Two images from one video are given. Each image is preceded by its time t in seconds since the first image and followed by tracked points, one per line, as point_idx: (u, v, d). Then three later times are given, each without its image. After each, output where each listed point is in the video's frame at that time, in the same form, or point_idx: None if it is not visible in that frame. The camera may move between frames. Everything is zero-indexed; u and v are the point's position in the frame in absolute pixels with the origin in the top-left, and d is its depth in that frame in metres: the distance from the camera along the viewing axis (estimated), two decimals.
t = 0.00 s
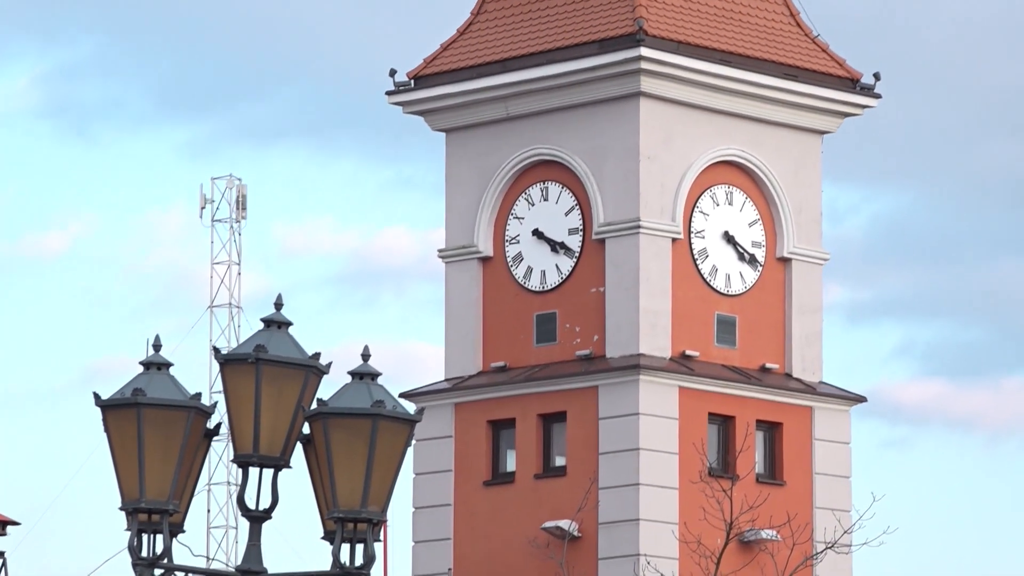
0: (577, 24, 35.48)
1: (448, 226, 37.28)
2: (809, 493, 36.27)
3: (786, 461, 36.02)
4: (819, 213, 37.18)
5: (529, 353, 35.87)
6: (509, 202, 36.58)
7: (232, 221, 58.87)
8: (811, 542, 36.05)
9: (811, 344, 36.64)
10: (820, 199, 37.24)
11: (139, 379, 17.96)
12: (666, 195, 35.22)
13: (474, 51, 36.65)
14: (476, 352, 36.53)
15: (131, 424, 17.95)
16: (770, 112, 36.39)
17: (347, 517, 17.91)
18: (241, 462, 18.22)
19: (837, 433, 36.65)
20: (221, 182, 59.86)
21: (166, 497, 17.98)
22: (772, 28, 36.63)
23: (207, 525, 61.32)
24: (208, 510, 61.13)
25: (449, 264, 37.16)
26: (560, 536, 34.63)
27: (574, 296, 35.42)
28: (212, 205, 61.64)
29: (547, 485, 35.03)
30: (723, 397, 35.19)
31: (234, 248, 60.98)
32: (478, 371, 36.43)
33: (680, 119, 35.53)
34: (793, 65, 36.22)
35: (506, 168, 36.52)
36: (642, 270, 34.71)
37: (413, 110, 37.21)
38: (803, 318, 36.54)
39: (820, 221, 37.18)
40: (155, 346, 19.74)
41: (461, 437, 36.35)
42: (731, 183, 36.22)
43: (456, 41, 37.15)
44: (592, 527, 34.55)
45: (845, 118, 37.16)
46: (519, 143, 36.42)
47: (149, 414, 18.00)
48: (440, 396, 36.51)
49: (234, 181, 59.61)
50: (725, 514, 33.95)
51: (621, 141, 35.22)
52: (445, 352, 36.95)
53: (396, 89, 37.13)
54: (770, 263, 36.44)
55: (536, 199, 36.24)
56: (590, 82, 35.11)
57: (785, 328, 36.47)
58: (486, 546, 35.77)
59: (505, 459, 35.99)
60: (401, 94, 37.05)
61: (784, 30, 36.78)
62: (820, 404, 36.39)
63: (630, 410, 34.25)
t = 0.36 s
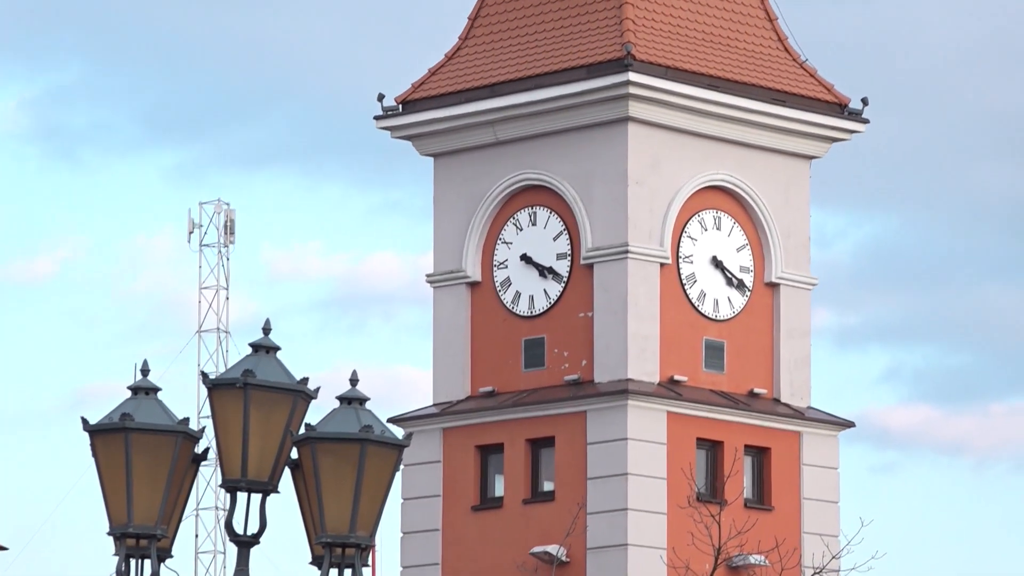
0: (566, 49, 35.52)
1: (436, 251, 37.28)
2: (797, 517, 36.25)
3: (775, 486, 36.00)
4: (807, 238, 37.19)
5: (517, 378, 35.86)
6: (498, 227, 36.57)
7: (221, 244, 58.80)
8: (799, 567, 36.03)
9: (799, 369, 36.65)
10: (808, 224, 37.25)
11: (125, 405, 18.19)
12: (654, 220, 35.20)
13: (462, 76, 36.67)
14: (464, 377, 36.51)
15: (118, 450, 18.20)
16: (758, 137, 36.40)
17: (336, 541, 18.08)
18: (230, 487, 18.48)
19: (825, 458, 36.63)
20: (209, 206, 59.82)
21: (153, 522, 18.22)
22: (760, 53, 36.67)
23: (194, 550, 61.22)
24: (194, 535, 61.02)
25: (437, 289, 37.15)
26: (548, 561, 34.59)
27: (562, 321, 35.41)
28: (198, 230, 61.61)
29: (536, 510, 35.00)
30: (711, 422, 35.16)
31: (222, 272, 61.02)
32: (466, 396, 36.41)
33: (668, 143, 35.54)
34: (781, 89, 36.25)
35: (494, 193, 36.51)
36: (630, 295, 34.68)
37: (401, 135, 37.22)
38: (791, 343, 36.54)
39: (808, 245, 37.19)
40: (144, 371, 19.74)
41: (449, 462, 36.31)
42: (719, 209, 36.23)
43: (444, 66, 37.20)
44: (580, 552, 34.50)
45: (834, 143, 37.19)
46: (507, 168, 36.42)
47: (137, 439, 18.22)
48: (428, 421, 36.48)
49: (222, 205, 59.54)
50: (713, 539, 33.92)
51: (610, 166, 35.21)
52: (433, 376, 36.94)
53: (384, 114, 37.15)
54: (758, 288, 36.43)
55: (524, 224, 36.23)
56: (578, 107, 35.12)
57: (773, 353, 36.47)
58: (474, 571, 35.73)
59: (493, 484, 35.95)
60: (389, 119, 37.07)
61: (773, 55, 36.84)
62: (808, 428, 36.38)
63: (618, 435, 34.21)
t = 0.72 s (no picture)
0: (556, 76, 35.55)
1: (426, 278, 37.28)
2: (788, 545, 36.23)
3: (765, 513, 35.98)
4: (798, 265, 37.22)
5: (507, 405, 35.85)
6: (488, 254, 36.58)
7: (211, 270, 58.77)
8: None
9: (790, 397, 36.65)
10: (798, 251, 37.28)
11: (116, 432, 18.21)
12: (644, 247, 35.19)
13: (453, 104, 36.71)
14: (455, 404, 36.51)
15: (109, 477, 18.20)
16: (749, 164, 36.44)
17: (326, 568, 18.13)
18: (220, 515, 18.55)
19: (816, 485, 36.62)
20: (199, 233, 59.76)
21: (144, 549, 18.21)
22: (751, 80, 36.72)
23: None
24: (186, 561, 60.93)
25: (427, 315, 37.15)
26: None
27: (552, 348, 35.41)
28: (189, 256, 61.55)
29: (526, 537, 34.98)
30: (702, 449, 35.14)
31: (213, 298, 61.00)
32: (457, 423, 36.40)
33: (659, 170, 35.56)
34: (772, 116, 36.31)
35: (485, 221, 36.52)
36: (621, 323, 34.66)
37: (392, 162, 37.24)
38: (781, 370, 36.55)
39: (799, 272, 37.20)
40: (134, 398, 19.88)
41: (440, 489, 36.28)
42: (709, 236, 36.24)
43: (435, 93, 37.23)
44: None
45: (824, 170, 37.22)
46: (498, 195, 36.43)
47: (127, 466, 18.21)
48: (418, 448, 36.44)
49: (213, 231, 59.47)
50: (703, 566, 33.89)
51: (600, 194, 35.21)
52: (424, 404, 36.94)
53: (375, 141, 37.17)
54: (748, 314, 36.43)
55: (515, 251, 36.24)
56: (569, 133, 35.13)
57: (764, 380, 36.47)
58: None
59: (484, 511, 35.93)
60: (380, 146, 37.09)
61: (763, 81, 36.89)
62: (799, 456, 36.37)
63: (609, 462, 34.18)
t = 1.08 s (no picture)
0: (549, 103, 35.57)
1: (418, 305, 37.28)
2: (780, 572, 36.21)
3: (757, 540, 35.95)
4: (790, 293, 37.22)
5: (499, 432, 35.84)
6: (480, 281, 36.58)
7: (203, 298, 58.77)
8: None
9: (782, 424, 36.65)
10: (791, 278, 37.29)
11: (108, 458, 18.21)
12: (636, 275, 35.18)
13: (445, 130, 36.74)
14: (447, 431, 36.50)
15: (101, 504, 18.25)
16: (741, 191, 36.46)
17: None
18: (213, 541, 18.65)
19: (808, 512, 36.61)
20: (192, 261, 59.75)
21: None
22: (743, 107, 36.77)
23: None
24: None
25: (419, 342, 37.15)
26: None
27: (544, 375, 35.40)
28: (181, 283, 61.54)
29: (518, 563, 34.94)
30: (694, 476, 35.12)
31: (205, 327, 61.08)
32: (449, 450, 36.39)
33: (651, 197, 35.56)
34: (764, 144, 36.36)
35: (477, 247, 36.52)
36: (613, 350, 34.63)
37: (385, 189, 37.26)
38: (773, 398, 36.55)
39: (791, 299, 37.20)
40: (126, 425, 20.17)
41: (432, 516, 36.25)
42: (701, 262, 36.24)
43: (428, 119, 37.27)
44: None
45: (816, 197, 37.26)
46: (491, 222, 36.43)
47: (118, 493, 18.26)
48: (411, 475, 36.41)
49: (205, 259, 59.46)
50: None
51: (592, 220, 35.20)
52: (416, 431, 36.92)
53: (367, 167, 37.18)
54: (741, 341, 36.43)
55: (507, 278, 36.24)
56: (561, 160, 35.15)
57: (756, 408, 36.47)
58: None
59: (476, 538, 35.90)
60: (372, 172, 37.10)
61: (755, 109, 36.93)
62: (791, 483, 36.35)
63: (600, 489, 34.14)
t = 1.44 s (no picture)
0: (544, 136, 35.59)
1: (413, 336, 37.28)
2: None
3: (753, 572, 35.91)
4: (786, 324, 37.22)
5: (495, 464, 35.83)
6: (476, 313, 36.57)
7: (198, 330, 58.85)
8: None
9: (777, 456, 36.64)
10: (787, 309, 37.29)
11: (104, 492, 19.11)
12: (632, 306, 35.16)
13: (440, 162, 36.78)
14: (442, 462, 36.49)
15: (97, 535, 19.15)
16: (737, 223, 36.47)
17: None
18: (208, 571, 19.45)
19: (803, 544, 36.59)
20: (187, 293, 59.79)
21: None
22: (738, 139, 36.81)
23: None
24: None
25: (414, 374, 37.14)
26: None
27: (540, 407, 35.38)
28: (176, 316, 61.56)
29: None
30: (689, 508, 35.09)
31: (201, 358, 61.21)
32: (444, 482, 36.37)
33: (647, 229, 35.56)
34: (759, 175, 36.38)
35: (472, 279, 36.52)
36: (608, 381, 34.59)
37: (380, 221, 37.29)
38: (768, 429, 36.55)
39: (786, 331, 37.19)
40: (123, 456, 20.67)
41: (427, 548, 36.20)
42: (697, 294, 36.24)
43: (423, 151, 37.30)
44: None
45: (812, 229, 37.29)
46: (486, 254, 36.44)
47: (114, 525, 19.15)
48: (406, 507, 36.37)
49: (200, 291, 59.44)
50: None
51: (587, 252, 35.20)
52: (411, 462, 36.91)
53: (362, 199, 37.22)
54: (736, 373, 36.42)
55: (502, 309, 36.23)
56: (557, 192, 35.17)
57: (752, 439, 36.46)
58: None
59: (471, 569, 35.85)
60: (367, 205, 37.14)
61: (750, 141, 36.96)
62: (787, 514, 36.33)
63: (596, 521, 34.09)
